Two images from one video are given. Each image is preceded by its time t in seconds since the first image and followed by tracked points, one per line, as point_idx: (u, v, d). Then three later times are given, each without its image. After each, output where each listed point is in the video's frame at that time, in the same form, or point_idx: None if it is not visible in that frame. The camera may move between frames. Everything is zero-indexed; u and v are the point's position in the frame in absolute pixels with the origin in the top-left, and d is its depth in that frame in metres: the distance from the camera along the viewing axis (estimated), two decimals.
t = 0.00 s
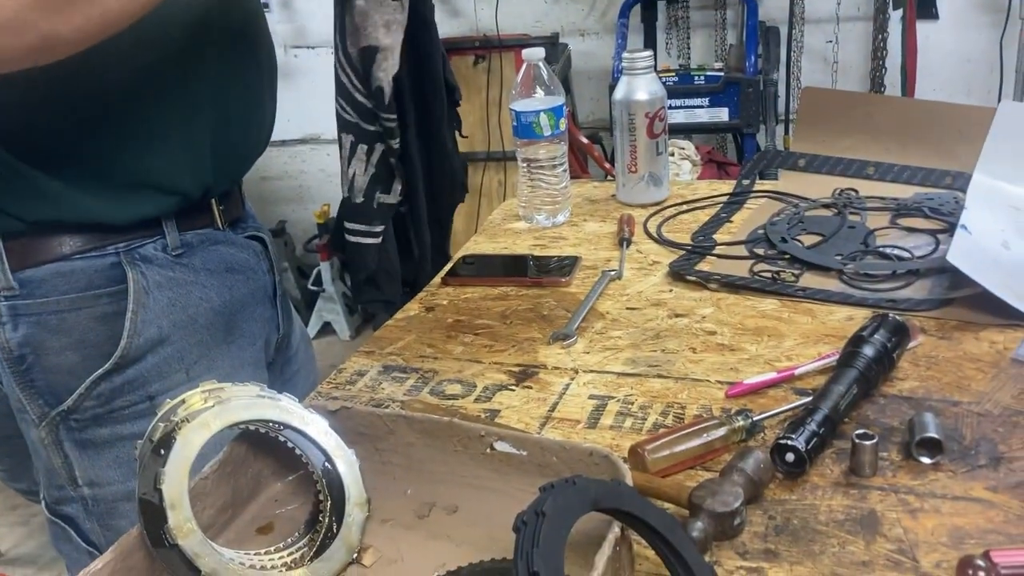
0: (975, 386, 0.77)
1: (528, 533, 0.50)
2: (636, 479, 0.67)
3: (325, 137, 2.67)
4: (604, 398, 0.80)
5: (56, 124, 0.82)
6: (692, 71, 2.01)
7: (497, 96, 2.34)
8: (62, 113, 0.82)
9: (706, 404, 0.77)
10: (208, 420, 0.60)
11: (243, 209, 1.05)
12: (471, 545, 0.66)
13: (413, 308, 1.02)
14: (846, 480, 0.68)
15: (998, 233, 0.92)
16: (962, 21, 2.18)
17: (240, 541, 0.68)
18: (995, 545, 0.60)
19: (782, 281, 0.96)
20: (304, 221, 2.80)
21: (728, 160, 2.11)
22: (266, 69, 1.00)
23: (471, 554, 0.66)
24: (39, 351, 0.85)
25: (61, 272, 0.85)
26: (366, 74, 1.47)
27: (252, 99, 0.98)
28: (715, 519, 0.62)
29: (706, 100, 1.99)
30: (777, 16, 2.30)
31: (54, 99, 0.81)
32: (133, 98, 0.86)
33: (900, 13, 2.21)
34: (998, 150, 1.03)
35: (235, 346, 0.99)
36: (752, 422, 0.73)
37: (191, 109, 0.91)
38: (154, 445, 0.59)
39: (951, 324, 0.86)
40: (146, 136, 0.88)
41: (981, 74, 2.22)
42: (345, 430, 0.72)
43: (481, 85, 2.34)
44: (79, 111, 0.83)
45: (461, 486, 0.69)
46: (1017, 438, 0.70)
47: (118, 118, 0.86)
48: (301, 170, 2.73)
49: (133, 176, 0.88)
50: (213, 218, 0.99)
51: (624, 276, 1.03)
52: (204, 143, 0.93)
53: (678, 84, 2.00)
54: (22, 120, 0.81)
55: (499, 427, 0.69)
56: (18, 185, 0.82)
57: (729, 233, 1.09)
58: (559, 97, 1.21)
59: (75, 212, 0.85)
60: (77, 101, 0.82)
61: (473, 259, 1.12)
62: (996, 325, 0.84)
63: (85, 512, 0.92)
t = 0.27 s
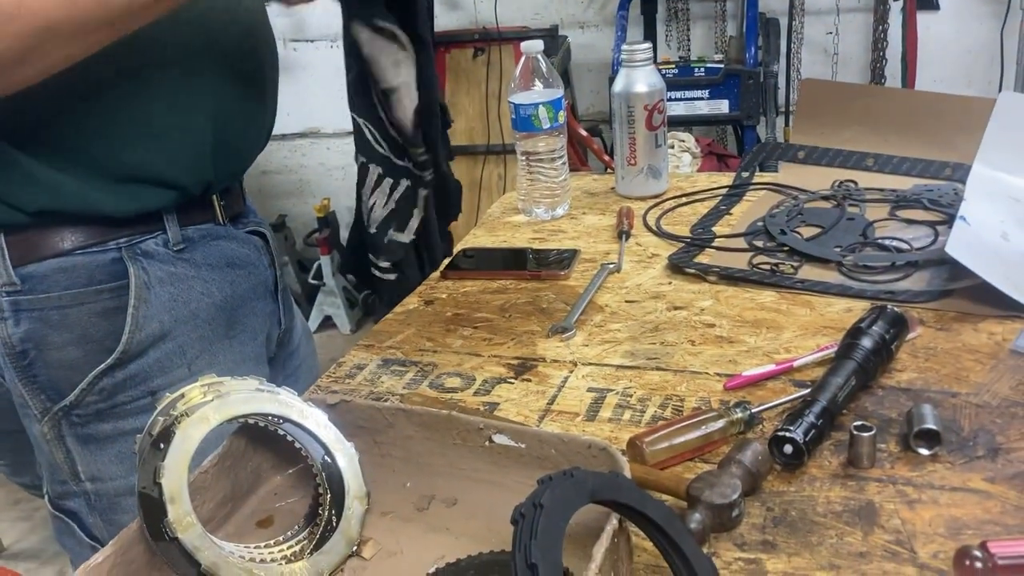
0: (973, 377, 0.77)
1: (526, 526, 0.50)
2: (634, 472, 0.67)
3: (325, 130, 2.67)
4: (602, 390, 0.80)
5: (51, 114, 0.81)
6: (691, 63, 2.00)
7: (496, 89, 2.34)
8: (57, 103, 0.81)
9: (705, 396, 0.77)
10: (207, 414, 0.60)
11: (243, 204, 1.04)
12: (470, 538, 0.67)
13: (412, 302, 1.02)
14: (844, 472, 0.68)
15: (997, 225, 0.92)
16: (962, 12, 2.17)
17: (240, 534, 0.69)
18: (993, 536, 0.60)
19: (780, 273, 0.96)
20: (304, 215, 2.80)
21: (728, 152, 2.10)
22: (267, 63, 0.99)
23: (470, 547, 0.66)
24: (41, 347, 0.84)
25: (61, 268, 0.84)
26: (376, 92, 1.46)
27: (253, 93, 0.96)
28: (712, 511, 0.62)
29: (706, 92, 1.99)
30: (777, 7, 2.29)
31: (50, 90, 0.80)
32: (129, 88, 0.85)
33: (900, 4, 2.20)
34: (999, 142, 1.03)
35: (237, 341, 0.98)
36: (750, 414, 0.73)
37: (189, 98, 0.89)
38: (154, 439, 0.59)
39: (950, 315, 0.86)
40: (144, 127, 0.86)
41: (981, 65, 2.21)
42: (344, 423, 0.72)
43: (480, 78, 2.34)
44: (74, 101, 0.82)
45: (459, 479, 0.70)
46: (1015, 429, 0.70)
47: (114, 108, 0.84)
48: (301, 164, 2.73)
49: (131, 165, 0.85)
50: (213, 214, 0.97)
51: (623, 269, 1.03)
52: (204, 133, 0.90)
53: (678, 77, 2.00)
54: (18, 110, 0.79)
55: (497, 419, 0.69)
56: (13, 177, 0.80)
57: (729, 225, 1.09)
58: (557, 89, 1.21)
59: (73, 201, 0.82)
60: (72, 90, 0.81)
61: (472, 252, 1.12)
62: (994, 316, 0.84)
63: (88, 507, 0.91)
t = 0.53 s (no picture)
0: (971, 372, 0.77)
1: (521, 525, 0.50)
2: (631, 470, 0.67)
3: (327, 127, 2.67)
4: (601, 387, 0.80)
5: (39, 111, 0.79)
6: (692, 57, 2.00)
7: (498, 84, 2.33)
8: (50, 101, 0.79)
9: (703, 393, 0.77)
10: (206, 415, 0.61)
11: (239, 204, 1.04)
12: (469, 536, 0.67)
13: (412, 300, 1.02)
14: (842, 468, 0.68)
15: (997, 220, 0.92)
16: (964, 3, 2.16)
17: (241, 533, 0.70)
18: (989, 531, 0.60)
19: (779, 269, 0.96)
20: (307, 211, 2.81)
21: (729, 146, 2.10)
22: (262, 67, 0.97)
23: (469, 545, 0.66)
24: (29, 346, 0.84)
25: (49, 268, 0.84)
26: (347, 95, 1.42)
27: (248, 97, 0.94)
28: (710, 508, 0.62)
29: (707, 86, 1.98)
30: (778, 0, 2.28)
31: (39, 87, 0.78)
32: (120, 88, 0.82)
33: None
34: (998, 135, 1.02)
35: (230, 342, 0.98)
36: (748, 411, 0.73)
37: (182, 101, 0.87)
38: (154, 440, 0.60)
39: (948, 310, 0.86)
40: (133, 129, 0.84)
41: (984, 56, 2.20)
42: (344, 423, 0.72)
43: (481, 74, 2.34)
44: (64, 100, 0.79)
45: (458, 477, 0.70)
46: (1012, 424, 0.70)
47: (103, 109, 0.81)
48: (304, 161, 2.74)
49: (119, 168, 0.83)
50: (208, 214, 0.97)
51: (623, 266, 1.03)
52: (196, 137, 0.88)
53: (679, 71, 1.99)
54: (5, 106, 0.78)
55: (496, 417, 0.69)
56: None
57: (728, 221, 1.09)
58: (556, 86, 1.21)
59: (56, 203, 0.82)
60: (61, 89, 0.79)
61: (472, 250, 1.12)
62: (993, 311, 0.84)
63: (76, 505, 0.91)
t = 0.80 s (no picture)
0: (973, 367, 0.77)
1: (523, 523, 0.51)
2: (633, 467, 0.68)
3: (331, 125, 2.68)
4: (603, 385, 0.80)
5: (42, 113, 0.79)
6: (696, 52, 1.99)
7: (502, 80, 2.33)
8: (55, 99, 0.80)
9: (705, 390, 0.78)
10: (210, 414, 0.61)
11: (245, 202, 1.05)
12: (471, 533, 0.68)
13: (415, 298, 1.03)
14: (843, 464, 0.69)
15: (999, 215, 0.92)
16: None
17: (245, 531, 0.70)
18: (989, 527, 0.60)
19: (781, 266, 0.96)
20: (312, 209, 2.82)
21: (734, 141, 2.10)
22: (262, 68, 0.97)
23: (472, 542, 0.67)
24: (37, 344, 0.84)
25: (55, 267, 0.84)
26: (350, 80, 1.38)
27: (249, 95, 0.94)
28: (711, 505, 0.63)
29: (712, 81, 1.98)
30: None
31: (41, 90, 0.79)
32: (122, 87, 0.83)
33: None
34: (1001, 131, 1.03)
35: (234, 340, 0.98)
36: (749, 408, 0.73)
37: (183, 99, 0.87)
38: (159, 439, 0.60)
39: (951, 306, 0.86)
40: (136, 128, 0.84)
41: (989, 49, 2.19)
42: (346, 421, 0.73)
43: (485, 71, 2.34)
44: (66, 100, 0.80)
45: (461, 475, 0.71)
46: (1013, 420, 0.70)
47: (105, 108, 0.82)
48: (309, 158, 2.74)
49: (122, 167, 0.84)
50: (213, 213, 0.97)
51: (625, 262, 1.03)
52: (198, 135, 0.89)
53: (683, 66, 1.99)
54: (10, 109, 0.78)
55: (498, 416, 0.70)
56: (5, 175, 0.79)
57: (730, 217, 1.09)
58: (559, 83, 1.21)
59: (61, 202, 0.81)
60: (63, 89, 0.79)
61: (476, 247, 1.13)
62: (995, 306, 0.84)
63: (83, 502, 0.92)
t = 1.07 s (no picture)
0: (979, 364, 0.77)
1: (529, 521, 0.51)
2: (638, 464, 0.68)
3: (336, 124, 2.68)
4: (609, 382, 0.80)
5: (53, 112, 0.79)
6: (700, 49, 1.99)
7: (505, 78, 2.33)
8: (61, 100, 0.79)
9: (710, 388, 0.78)
10: (217, 412, 0.62)
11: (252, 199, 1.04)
12: (476, 531, 0.68)
13: (420, 296, 1.03)
14: (849, 461, 0.69)
15: (1004, 212, 0.91)
16: None
17: (252, 529, 0.70)
18: (996, 524, 0.60)
19: (787, 263, 0.96)
20: (317, 208, 2.82)
21: (738, 138, 2.09)
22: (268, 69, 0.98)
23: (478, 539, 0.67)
24: (50, 342, 0.85)
25: (69, 266, 0.84)
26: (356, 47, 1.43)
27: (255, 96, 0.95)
28: (717, 503, 0.63)
29: (716, 78, 1.98)
30: None
31: (52, 88, 0.79)
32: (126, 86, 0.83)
33: None
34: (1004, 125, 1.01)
35: (244, 336, 0.99)
36: (755, 405, 0.73)
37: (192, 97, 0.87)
38: (164, 438, 0.61)
39: (956, 303, 0.86)
40: (145, 126, 0.84)
41: (995, 45, 2.18)
42: (352, 420, 0.73)
43: (489, 68, 2.33)
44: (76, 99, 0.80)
45: (468, 473, 0.71)
46: (1020, 416, 0.70)
47: (115, 107, 0.82)
48: (313, 157, 2.74)
49: (132, 165, 0.84)
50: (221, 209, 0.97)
51: (630, 260, 1.03)
52: (206, 133, 0.89)
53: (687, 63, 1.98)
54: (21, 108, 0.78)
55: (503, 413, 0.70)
56: (16, 174, 0.78)
57: (735, 214, 1.09)
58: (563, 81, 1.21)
59: (73, 199, 0.81)
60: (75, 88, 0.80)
61: (480, 245, 1.13)
62: (1001, 303, 0.84)
63: (99, 498, 0.93)
